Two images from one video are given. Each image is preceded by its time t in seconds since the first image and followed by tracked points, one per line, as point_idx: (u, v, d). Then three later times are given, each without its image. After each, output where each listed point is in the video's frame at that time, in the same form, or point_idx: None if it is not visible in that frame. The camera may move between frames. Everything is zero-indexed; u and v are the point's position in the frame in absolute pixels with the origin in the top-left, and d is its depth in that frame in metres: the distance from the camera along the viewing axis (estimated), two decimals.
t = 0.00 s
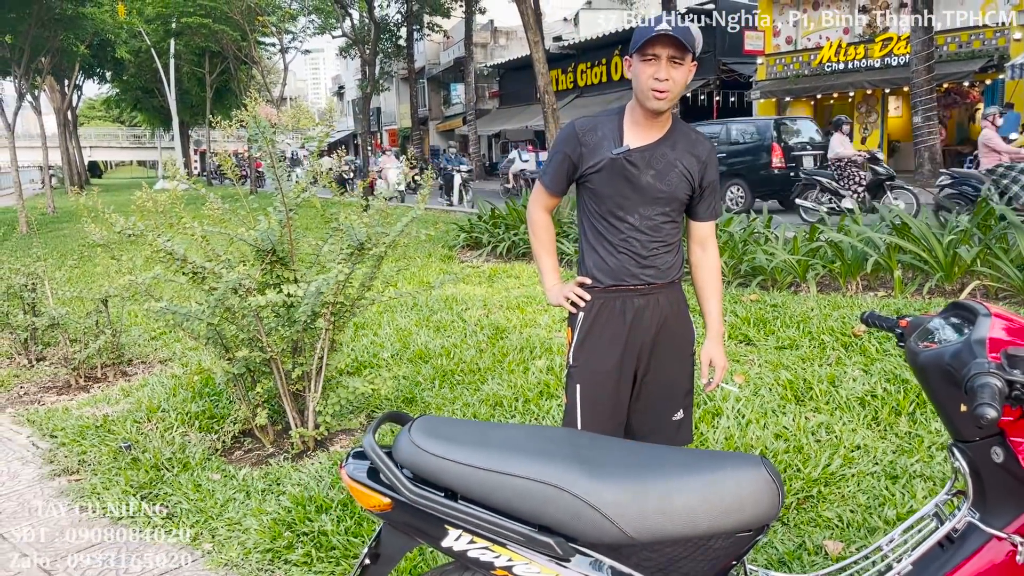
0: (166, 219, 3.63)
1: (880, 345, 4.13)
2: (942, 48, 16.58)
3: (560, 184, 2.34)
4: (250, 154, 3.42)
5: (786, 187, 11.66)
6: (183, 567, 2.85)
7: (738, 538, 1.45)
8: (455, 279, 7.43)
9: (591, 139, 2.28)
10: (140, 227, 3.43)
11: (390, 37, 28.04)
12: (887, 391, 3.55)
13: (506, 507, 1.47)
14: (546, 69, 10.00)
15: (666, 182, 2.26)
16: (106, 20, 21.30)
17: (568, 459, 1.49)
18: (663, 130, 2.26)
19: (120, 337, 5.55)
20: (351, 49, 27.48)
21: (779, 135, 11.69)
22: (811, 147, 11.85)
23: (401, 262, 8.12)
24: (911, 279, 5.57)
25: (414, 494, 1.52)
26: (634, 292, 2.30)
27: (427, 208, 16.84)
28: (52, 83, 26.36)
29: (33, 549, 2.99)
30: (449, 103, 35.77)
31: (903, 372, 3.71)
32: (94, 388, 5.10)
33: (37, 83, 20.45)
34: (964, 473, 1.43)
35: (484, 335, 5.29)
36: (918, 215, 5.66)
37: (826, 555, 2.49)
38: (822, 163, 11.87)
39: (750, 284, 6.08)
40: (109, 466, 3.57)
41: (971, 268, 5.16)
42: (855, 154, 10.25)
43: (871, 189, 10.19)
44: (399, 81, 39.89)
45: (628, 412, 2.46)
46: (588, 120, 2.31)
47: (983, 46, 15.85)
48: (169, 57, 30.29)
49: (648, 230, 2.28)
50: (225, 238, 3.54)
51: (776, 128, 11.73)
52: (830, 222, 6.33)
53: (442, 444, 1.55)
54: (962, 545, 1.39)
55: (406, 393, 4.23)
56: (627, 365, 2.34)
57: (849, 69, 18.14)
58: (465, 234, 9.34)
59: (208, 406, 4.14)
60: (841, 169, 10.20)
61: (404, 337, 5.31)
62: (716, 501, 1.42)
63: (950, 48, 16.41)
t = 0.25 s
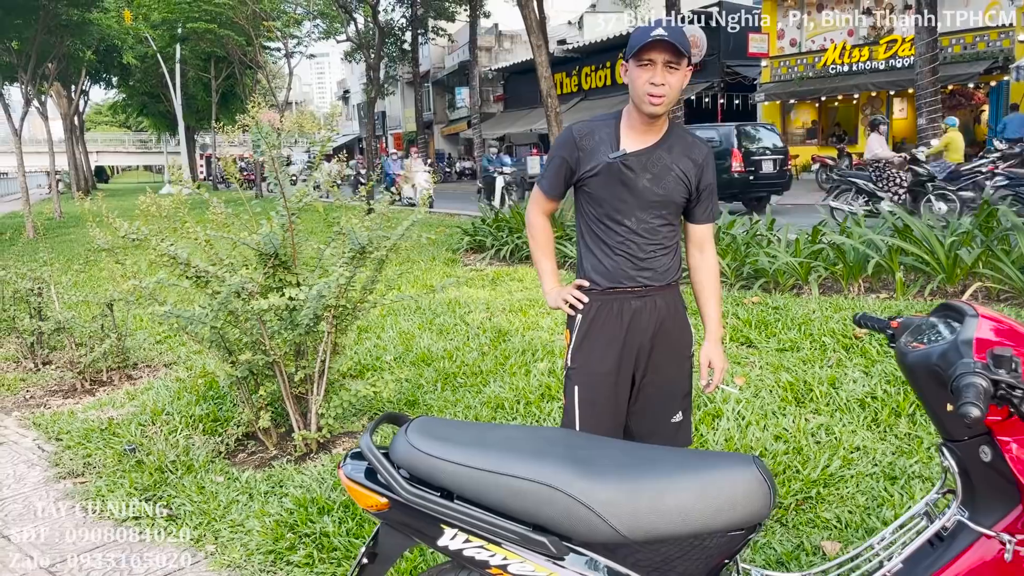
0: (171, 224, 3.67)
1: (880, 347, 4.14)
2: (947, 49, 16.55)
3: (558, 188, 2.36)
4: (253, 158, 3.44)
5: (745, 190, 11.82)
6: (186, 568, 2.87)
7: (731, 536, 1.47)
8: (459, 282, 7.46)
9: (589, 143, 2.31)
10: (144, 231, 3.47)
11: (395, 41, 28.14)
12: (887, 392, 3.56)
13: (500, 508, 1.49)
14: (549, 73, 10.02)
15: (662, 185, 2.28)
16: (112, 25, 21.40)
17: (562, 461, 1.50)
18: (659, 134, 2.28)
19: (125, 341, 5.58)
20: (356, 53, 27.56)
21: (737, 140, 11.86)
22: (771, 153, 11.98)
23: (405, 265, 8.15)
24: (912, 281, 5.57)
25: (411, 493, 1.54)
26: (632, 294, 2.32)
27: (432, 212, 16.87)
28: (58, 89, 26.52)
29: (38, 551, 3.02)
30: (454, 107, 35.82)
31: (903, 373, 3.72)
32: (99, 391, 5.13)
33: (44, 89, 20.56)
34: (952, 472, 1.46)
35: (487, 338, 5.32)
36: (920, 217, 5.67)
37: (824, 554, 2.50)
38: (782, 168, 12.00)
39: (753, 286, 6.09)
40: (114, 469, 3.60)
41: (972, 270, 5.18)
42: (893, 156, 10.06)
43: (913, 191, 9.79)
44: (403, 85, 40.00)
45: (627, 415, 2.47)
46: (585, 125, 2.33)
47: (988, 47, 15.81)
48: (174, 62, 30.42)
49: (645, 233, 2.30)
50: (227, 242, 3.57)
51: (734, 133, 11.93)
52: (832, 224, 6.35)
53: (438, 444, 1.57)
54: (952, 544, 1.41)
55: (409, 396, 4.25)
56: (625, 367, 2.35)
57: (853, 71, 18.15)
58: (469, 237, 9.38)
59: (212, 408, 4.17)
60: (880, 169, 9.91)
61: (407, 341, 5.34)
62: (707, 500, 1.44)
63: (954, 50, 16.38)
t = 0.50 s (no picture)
0: (174, 227, 3.71)
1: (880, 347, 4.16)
2: (952, 50, 16.50)
3: (553, 190, 2.38)
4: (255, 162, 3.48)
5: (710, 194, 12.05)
6: (188, 568, 2.90)
7: (718, 531, 1.49)
8: (462, 284, 7.49)
9: (584, 146, 2.33)
10: (146, 234, 3.50)
11: (400, 44, 28.20)
12: (885, 392, 3.57)
13: (490, 505, 1.51)
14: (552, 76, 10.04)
15: (656, 187, 2.30)
16: (119, 31, 21.52)
17: (552, 458, 1.53)
18: (653, 136, 2.30)
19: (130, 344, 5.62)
20: (361, 57, 27.63)
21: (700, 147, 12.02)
22: (734, 155, 12.15)
23: (408, 268, 8.18)
24: (914, 281, 5.57)
25: (403, 491, 1.57)
26: (626, 295, 2.34)
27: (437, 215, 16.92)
28: (66, 94, 26.67)
29: (42, 551, 3.06)
30: (459, 110, 35.88)
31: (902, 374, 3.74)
32: (104, 393, 5.17)
33: (51, 94, 20.67)
34: (935, 468, 1.51)
35: (489, 340, 5.34)
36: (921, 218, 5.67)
37: (819, 553, 2.52)
38: (746, 169, 12.20)
39: (754, 287, 6.10)
40: (117, 470, 3.63)
41: (973, 271, 5.17)
42: (933, 156, 9.68)
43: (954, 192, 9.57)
44: (409, 89, 40.05)
45: (623, 415, 2.49)
46: (579, 128, 2.36)
47: (993, 48, 15.76)
48: (181, 67, 30.56)
49: (639, 234, 2.32)
50: (229, 245, 3.61)
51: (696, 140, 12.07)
52: (834, 225, 6.35)
53: (430, 443, 1.60)
54: (935, 538, 1.47)
55: (410, 398, 4.28)
56: (619, 367, 2.37)
57: (858, 72, 18.10)
58: (473, 240, 9.40)
59: (215, 410, 4.20)
60: (920, 171, 9.63)
61: (409, 343, 5.36)
62: (694, 495, 1.46)
63: (959, 50, 16.32)
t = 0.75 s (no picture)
0: (177, 230, 3.75)
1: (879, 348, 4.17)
2: (957, 50, 16.44)
3: (550, 193, 2.41)
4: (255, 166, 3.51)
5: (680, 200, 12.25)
6: (191, 567, 2.94)
7: (706, 527, 1.51)
8: (465, 286, 7.52)
9: (579, 149, 2.36)
10: (149, 238, 3.54)
11: (405, 47, 28.29)
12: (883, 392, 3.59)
13: (482, 502, 1.54)
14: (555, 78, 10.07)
15: (650, 188, 2.32)
16: (126, 35, 21.68)
17: (542, 456, 1.55)
18: (648, 138, 2.32)
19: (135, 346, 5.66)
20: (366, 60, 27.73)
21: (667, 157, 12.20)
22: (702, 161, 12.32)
23: (412, 270, 8.22)
24: (914, 282, 5.59)
25: (396, 489, 1.59)
26: (623, 296, 2.36)
27: (441, 217, 16.96)
28: (73, 97, 26.85)
29: (46, 551, 3.09)
30: (464, 113, 35.93)
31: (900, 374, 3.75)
32: (109, 395, 5.22)
33: (59, 98, 20.84)
34: (918, 465, 1.56)
35: (490, 341, 5.37)
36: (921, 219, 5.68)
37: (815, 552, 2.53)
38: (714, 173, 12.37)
39: (755, 288, 6.12)
40: (121, 471, 3.67)
41: (974, 271, 5.17)
42: (976, 155, 9.38)
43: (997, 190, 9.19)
44: (414, 91, 40.15)
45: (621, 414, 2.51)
46: (575, 131, 2.38)
47: (998, 48, 15.70)
48: (187, 71, 30.72)
49: (635, 235, 2.34)
50: (231, 248, 3.64)
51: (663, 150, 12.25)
52: (836, 226, 6.36)
53: (423, 441, 1.62)
54: (920, 535, 1.53)
55: (411, 399, 4.31)
56: (617, 367, 2.39)
57: (863, 72, 18.04)
58: (476, 241, 9.43)
59: (218, 412, 4.24)
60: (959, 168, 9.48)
61: (411, 344, 5.39)
62: (682, 492, 1.48)
63: (964, 50, 16.27)
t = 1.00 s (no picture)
0: (179, 233, 3.78)
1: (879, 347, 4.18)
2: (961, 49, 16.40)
3: (548, 194, 2.44)
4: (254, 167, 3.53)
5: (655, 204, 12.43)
6: (193, 567, 2.97)
7: (695, 524, 1.53)
8: (468, 287, 7.54)
9: (575, 150, 2.39)
10: (151, 241, 3.58)
11: (409, 49, 28.34)
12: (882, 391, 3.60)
13: (475, 498, 1.56)
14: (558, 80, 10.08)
15: (645, 188, 2.34)
16: (131, 39, 21.76)
17: (534, 453, 1.58)
18: (643, 138, 2.35)
19: (139, 349, 5.69)
20: (370, 62, 27.79)
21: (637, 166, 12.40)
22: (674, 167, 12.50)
23: (415, 272, 8.24)
24: (915, 281, 5.59)
25: (390, 486, 1.62)
26: (618, 295, 2.38)
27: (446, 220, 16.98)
28: (79, 101, 26.97)
29: (51, 551, 3.13)
30: (468, 115, 35.98)
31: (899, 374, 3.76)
32: (113, 397, 5.25)
33: (64, 102, 20.94)
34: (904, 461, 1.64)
35: (492, 342, 5.39)
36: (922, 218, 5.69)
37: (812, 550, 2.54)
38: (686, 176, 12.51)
39: (757, 289, 6.13)
40: (125, 472, 3.70)
41: (975, 270, 5.19)
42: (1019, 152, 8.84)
43: None
44: (419, 93, 40.18)
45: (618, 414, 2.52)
46: (571, 133, 2.42)
47: (1003, 47, 15.66)
48: (192, 74, 30.82)
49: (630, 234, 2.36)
50: (233, 250, 3.67)
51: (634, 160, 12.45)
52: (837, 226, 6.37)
53: (417, 439, 1.65)
54: (906, 530, 1.61)
55: (412, 399, 4.33)
56: (613, 366, 2.40)
57: (867, 72, 18.01)
58: (479, 243, 9.45)
59: (221, 413, 4.27)
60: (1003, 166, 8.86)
61: (413, 346, 5.42)
62: (671, 489, 1.50)
63: (968, 50, 16.23)
